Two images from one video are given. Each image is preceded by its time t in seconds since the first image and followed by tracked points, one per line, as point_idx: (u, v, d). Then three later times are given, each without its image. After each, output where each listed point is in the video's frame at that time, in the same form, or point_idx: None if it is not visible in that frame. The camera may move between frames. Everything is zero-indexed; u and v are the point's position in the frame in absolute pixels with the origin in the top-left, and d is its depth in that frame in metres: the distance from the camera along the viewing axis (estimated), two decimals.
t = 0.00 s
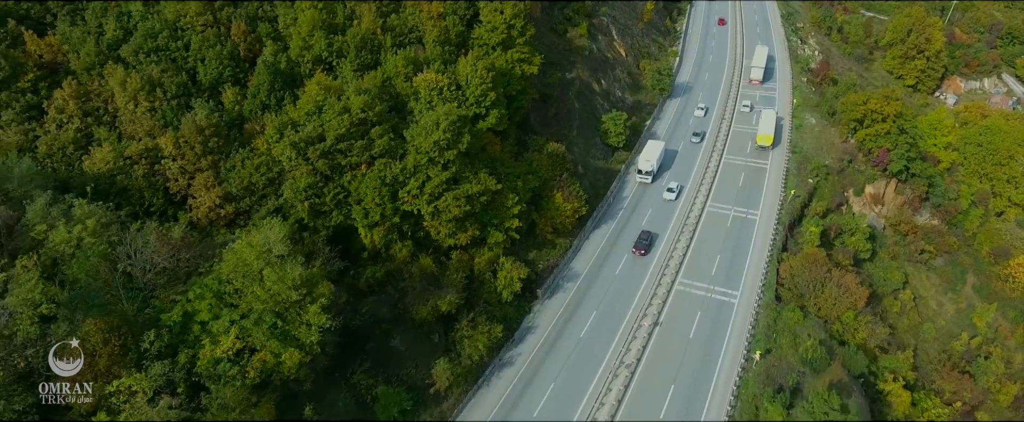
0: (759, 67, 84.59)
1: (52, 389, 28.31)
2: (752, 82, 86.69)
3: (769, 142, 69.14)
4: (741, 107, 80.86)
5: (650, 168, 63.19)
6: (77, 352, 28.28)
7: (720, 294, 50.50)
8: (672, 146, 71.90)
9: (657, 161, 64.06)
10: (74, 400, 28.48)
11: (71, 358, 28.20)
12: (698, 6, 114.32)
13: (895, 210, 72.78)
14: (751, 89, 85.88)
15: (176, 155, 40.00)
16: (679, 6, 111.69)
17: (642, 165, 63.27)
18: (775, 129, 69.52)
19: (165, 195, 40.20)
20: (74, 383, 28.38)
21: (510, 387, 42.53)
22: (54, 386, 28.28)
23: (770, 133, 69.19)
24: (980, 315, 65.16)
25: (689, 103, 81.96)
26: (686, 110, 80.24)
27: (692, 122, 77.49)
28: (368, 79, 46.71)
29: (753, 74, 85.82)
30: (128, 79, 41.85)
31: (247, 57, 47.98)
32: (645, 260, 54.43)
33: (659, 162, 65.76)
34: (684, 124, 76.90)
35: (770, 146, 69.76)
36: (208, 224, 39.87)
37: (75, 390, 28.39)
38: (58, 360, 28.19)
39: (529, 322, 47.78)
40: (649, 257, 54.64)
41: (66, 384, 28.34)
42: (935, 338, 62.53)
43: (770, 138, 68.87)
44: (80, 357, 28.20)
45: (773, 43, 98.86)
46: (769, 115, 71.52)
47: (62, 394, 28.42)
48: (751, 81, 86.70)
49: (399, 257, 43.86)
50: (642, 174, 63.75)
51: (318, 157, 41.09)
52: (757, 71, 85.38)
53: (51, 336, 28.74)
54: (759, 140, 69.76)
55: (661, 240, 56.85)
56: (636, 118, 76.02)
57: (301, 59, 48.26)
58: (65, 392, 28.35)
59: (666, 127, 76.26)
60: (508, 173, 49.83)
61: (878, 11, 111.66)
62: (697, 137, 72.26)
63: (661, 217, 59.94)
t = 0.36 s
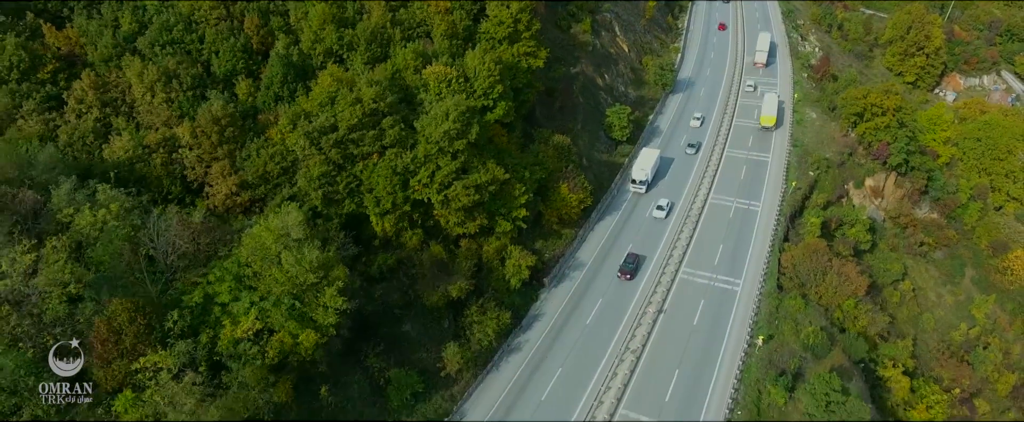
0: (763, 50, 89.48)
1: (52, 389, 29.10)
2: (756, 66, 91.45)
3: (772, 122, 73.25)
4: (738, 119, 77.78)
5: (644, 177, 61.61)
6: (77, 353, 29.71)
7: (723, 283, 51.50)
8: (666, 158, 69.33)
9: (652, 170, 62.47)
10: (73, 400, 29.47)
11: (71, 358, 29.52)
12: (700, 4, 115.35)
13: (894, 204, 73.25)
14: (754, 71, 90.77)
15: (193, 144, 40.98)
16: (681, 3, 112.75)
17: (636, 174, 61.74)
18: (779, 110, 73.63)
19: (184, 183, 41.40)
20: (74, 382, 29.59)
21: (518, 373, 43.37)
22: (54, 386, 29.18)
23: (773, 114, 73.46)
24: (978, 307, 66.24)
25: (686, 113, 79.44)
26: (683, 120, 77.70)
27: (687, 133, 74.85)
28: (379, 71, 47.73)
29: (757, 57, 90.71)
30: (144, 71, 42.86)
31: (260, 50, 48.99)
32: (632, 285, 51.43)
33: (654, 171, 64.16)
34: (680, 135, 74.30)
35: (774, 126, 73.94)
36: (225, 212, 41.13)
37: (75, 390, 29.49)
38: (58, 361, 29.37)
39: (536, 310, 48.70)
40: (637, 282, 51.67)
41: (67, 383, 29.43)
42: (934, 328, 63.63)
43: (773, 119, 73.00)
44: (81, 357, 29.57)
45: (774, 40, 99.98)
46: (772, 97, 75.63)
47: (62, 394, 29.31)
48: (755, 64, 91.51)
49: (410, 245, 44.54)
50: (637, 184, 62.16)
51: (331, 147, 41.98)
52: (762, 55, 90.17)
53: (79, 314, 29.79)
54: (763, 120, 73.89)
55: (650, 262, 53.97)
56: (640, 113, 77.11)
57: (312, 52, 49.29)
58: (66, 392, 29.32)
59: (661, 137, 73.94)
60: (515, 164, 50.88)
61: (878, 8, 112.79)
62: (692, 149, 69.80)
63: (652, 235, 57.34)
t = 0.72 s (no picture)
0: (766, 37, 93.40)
1: (52, 389, 29.11)
2: (759, 51, 95.26)
3: (773, 105, 76.24)
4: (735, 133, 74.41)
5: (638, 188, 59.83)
6: (77, 353, 30.10)
7: (725, 272, 52.48)
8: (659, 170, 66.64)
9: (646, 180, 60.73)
10: (73, 400, 29.53)
11: (71, 357, 29.84)
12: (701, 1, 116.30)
13: (893, 197, 74.54)
14: (757, 57, 94.65)
15: (209, 134, 42.00)
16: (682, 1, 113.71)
17: (629, 184, 59.94)
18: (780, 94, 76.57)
19: (200, 172, 42.29)
20: (74, 382, 29.75)
21: (525, 358, 44.36)
22: (54, 385, 29.21)
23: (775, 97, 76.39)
24: (977, 299, 66.82)
25: (683, 124, 76.66)
26: (679, 131, 74.98)
27: (682, 145, 72.06)
28: (389, 63, 48.73)
29: (761, 43, 94.67)
30: (161, 62, 43.85)
31: (272, 42, 49.99)
32: (615, 312, 48.43)
33: (648, 181, 62.37)
34: (675, 147, 71.56)
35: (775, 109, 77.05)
36: (241, 200, 42.01)
37: (75, 390, 29.64)
38: (58, 361, 29.55)
39: (542, 298, 49.73)
40: (621, 309, 48.65)
41: (67, 383, 29.58)
42: (933, 319, 64.58)
43: (775, 102, 75.96)
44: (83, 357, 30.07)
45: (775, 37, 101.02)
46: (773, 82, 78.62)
47: (62, 394, 29.36)
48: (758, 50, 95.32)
49: (420, 233, 45.79)
50: (630, 194, 60.32)
51: (343, 136, 42.93)
52: (765, 41, 94.28)
53: (106, 293, 30.57)
54: (765, 104, 76.89)
55: (635, 287, 50.99)
56: (643, 107, 78.14)
57: (323, 44, 50.26)
58: (66, 392, 29.40)
59: (656, 147, 71.62)
60: (522, 155, 51.89)
61: (878, 7, 113.82)
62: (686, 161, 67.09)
63: (640, 255, 54.62)
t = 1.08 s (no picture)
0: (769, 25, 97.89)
1: (51, 390, 29.43)
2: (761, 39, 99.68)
3: (775, 91, 79.94)
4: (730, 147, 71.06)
5: (632, 197, 58.07)
6: (77, 353, 30.17)
7: (728, 262, 53.39)
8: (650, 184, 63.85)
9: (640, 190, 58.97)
10: (73, 400, 29.82)
11: (71, 358, 30.06)
12: None
13: (893, 190, 75.74)
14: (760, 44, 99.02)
15: (222, 125, 42.87)
16: None
17: (623, 193, 58.17)
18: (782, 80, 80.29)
19: (215, 161, 43.20)
20: (74, 382, 30.05)
21: (532, 345, 45.30)
22: (53, 386, 29.50)
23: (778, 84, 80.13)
24: (975, 292, 67.34)
25: (678, 134, 73.87)
26: (674, 142, 72.26)
27: (676, 157, 69.41)
28: (398, 55, 49.69)
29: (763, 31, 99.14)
30: (175, 55, 44.77)
31: (283, 36, 50.95)
32: (596, 342, 45.51)
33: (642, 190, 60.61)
34: (668, 159, 68.83)
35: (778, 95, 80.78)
36: (255, 189, 42.88)
37: (75, 390, 29.97)
38: (58, 361, 29.77)
39: (548, 287, 50.65)
40: (603, 339, 45.79)
41: (66, 383, 29.85)
42: (932, 310, 65.49)
43: (777, 88, 79.72)
44: (81, 357, 30.19)
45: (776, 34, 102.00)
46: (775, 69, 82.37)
47: (61, 394, 29.68)
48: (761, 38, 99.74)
49: (429, 222, 46.73)
50: (623, 204, 58.54)
51: (354, 127, 43.87)
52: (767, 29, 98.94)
53: (130, 274, 31.76)
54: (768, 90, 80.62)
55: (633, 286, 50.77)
56: (645, 102, 79.07)
57: (333, 38, 51.13)
58: (66, 392, 29.72)
59: (650, 157, 69.23)
60: (528, 147, 52.84)
61: (878, 5, 114.75)
62: (679, 174, 64.46)
63: (628, 275, 52.02)
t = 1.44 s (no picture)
0: (772, 13, 102.14)
1: (52, 389, 29.75)
2: (764, 27, 104.11)
3: (777, 77, 83.49)
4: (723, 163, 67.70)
5: (624, 209, 56.04)
6: (76, 353, 30.43)
7: (731, 252, 54.42)
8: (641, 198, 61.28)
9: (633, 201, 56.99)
10: (73, 400, 30.01)
11: (70, 358, 30.28)
12: None
13: (893, 184, 76.38)
14: (762, 31, 103.55)
15: (237, 116, 43.80)
16: None
17: (615, 205, 56.22)
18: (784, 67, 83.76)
19: (230, 151, 44.20)
20: (74, 383, 30.17)
21: (539, 332, 46.22)
22: (54, 386, 29.82)
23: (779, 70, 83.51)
24: (974, 285, 68.33)
25: (673, 146, 71.11)
26: (668, 154, 69.54)
27: (670, 169, 66.71)
28: (407, 48, 50.72)
29: (766, 19, 103.46)
30: (190, 48, 45.76)
31: (295, 30, 51.96)
32: (571, 378, 42.28)
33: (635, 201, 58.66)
34: (661, 173, 66.08)
35: (779, 81, 84.23)
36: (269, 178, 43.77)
37: (75, 390, 30.07)
38: (58, 361, 30.15)
39: (554, 276, 51.71)
40: (578, 375, 42.57)
41: (67, 383, 30.06)
42: (931, 301, 66.51)
43: (779, 74, 83.25)
44: (81, 357, 30.33)
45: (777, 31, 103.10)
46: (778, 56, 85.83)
47: (62, 393, 29.92)
48: (764, 26, 104.11)
49: (438, 212, 47.67)
50: (615, 216, 56.55)
51: (366, 119, 44.88)
52: (770, 17, 103.30)
53: (153, 256, 32.67)
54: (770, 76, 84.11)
55: (638, 276, 51.72)
56: (648, 97, 80.10)
57: (343, 32, 52.18)
58: (66, 392, 29.92)
59: (647, 162, 68.03)
60: (535, 139, 53.83)
61: (878, 3, 115.75)
62: (671, 189, 61.65)
63: (614, 299, 49.29)
